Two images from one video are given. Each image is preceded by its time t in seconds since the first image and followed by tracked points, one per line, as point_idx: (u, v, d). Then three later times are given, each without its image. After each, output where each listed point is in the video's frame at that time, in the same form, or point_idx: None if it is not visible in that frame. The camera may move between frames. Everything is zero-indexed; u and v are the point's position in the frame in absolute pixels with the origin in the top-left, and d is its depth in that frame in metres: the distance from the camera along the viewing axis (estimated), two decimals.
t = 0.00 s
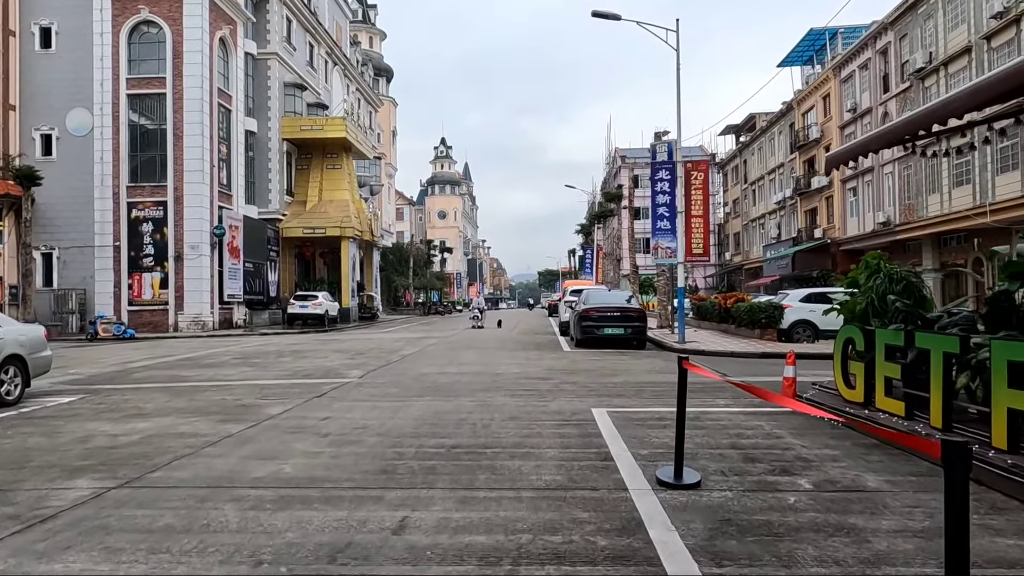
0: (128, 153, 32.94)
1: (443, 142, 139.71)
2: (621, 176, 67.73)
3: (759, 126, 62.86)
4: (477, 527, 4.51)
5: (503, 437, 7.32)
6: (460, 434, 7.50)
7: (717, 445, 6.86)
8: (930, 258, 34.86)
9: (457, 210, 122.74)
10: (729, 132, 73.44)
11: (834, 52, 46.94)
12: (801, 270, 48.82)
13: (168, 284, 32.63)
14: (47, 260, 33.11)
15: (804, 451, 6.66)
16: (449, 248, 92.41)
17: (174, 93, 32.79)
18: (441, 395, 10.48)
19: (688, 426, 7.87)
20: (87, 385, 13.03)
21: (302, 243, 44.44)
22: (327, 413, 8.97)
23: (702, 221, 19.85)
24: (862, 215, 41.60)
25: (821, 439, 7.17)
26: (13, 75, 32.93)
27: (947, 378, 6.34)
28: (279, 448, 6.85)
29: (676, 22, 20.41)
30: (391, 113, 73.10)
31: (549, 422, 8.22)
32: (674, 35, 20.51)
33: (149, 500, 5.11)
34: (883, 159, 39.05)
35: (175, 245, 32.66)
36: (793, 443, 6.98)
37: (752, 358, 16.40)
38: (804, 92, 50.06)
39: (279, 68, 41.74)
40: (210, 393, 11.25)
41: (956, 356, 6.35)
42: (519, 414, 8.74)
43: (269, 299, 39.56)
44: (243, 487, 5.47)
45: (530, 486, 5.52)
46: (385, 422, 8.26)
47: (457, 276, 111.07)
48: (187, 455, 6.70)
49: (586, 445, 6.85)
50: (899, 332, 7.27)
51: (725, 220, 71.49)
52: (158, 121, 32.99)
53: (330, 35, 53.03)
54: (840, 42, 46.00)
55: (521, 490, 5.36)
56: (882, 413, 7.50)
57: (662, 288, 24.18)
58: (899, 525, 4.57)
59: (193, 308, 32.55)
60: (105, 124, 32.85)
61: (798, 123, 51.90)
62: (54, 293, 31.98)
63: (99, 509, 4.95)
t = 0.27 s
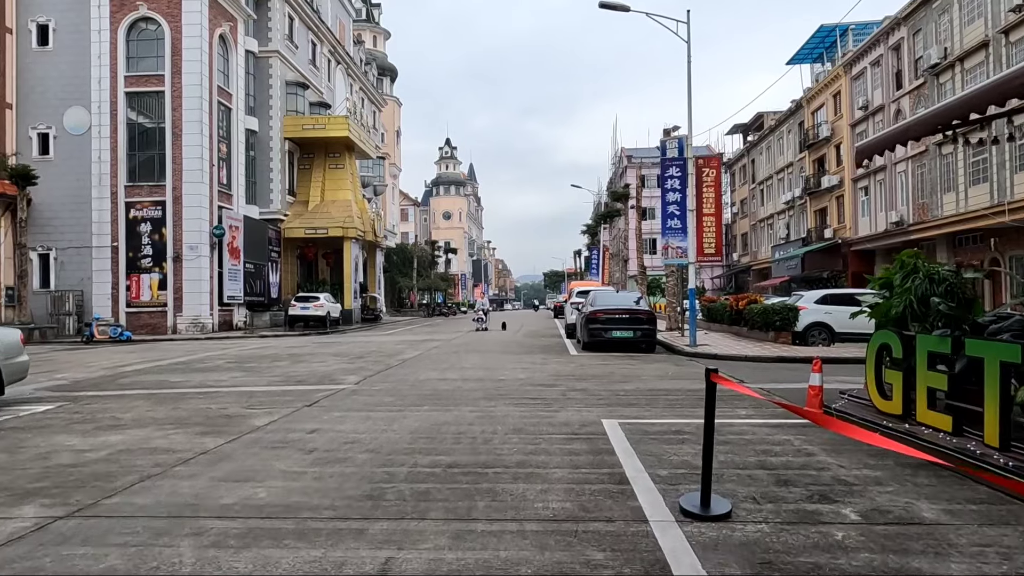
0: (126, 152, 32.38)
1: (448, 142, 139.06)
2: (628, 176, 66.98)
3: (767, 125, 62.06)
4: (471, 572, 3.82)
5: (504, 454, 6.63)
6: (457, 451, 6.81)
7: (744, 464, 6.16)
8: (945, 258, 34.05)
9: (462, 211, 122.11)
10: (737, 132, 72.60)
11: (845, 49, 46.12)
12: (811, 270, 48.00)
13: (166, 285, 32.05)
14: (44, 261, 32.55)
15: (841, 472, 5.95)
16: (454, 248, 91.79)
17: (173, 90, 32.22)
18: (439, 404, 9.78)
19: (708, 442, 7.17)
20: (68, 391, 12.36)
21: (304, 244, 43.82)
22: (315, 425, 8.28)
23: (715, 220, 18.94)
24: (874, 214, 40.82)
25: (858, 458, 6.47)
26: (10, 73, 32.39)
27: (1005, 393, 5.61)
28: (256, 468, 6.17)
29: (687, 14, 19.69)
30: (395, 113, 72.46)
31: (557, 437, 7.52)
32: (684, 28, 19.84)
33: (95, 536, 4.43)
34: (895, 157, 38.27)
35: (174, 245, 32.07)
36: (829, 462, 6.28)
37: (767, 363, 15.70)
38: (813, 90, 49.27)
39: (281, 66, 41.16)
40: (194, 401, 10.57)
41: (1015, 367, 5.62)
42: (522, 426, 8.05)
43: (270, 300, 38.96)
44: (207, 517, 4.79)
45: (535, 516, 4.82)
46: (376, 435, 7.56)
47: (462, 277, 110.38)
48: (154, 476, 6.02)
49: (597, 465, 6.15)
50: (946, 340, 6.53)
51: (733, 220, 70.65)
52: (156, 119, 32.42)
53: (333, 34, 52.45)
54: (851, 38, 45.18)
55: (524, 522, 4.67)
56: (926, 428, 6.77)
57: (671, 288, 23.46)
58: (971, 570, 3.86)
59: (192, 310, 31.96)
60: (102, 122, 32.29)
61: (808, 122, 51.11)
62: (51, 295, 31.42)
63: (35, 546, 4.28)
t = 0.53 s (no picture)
0: (124, 150, 31.82)
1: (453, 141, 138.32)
2: (634, 174, 66.24)
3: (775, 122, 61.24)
4: None
5: (505, 472, 5.97)
6: (453, 469, 6.15)
7: (774, 486, 5.49)
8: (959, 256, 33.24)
9: (467, 210, 121.43)
10: (744, 130, 71.74)
11: (855, 44, 45.32)
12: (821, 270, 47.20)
13: (165, 285, 31.49)
14: (41, 261, 32.00)
15: (886, 495, 5.27)
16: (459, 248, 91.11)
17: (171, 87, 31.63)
18: (437, 412, 9.13)
19: (732, 458, 6.48)
20: (48, 397, 11.76)
21: (306, 244, 43.22)
22: (301, 436, 7.63)
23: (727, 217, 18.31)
24: (885, 212, 40.08)
25: (901, 478, 5.78)
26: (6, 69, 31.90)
27: None
28: (228, 489, 5.51)
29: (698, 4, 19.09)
30: (399, 112, 71.83)
31: (564, 451, 6.85)
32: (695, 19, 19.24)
33: None
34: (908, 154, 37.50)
35: (172, 244, 31.48)
36: (868, 483, 5.60)
37: (783, 366, 15.01)
38: (823, 86, 48.48)
39: (282, 63, 40.57)
40: (178, 408, 9.94)
41: None
42: (525, 439, 7.39)
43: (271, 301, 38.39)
44: (161, 552, 4.15)
45: (541, 552, 4.16)
46: (365, 449, 6.91)
47: (467, 277, 109.66)
48: (111, 498, 5.37)
49: (610, 487, 5.48)
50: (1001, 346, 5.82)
51: (740, 219, 69.81)
52: (154, 116, 31.84)
53: (336, 31, 51.84)
54: (861, 33, 44.39)
55: (527, 561, 4.01)
56: (978, 444, 6.05)
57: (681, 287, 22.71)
58: None
59: (191, 310, 31.38)
60: (100, 119, 31.74)
61: (817, 119, 50.30)
62: (48, 295, 30.88)
63: None
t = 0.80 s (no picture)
0: (122, 148, 31.25)
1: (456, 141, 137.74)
2: (639, 172, 65.53)
3: (783, 119, 60.51)
4: None
5: (509, 493, 5.34)
6: (452, 488, 5.53)
7: (815, 510, 4.86)
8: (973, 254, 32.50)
9: (471, 209, 120.81)
10: (750, 127, 70.96)
11: (865, 39, 44.56)
12: (830, 268, 46.48)
13: (163, 285, 30.91)
14: (37, 260, 31.47)
15: (943, 521, 4.62)
16: (462, 247, 90.55)
17: (169, 84, 31.06)
18: (436, 420, 8.51)
19: (762, 477, 5.84)
20: (29, 402, 11.16)
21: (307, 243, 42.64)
22: (288, 448, 7.00)
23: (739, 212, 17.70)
24: (896, 210, 39.36)
25: (957, 499, 5.13)
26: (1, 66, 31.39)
27: None
28: (198, 514, 4.90)
29: None
30: (402, 110, 71.22)
31: (575, 466, 6.21)
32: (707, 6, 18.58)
33: None
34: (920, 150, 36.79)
35: (171, 243, 30.89)
36: (921, 505, 4.96)
37: (799, 368, 14.35)
38: (831, 82, 47.75)
39: (283, 60, 39.99)
40: (162, 415, 9.34)
41: None
42: (531, 451, 6.75)
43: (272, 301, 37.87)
44: None
45: None
46: (355, 464, 6.28)
47: (471, 276, 109.05)
48: (67, 523, 4.77)
49: (629, 515, 4.84)
50: None
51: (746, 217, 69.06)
52: (152, 113, 31.25)
53: (338, 27, 51.26)
54: (871, 27, 43.63)
55: None
56: None
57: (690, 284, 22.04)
58: None
59: (189, 310, 30.80)
60: (97, 117, 31.19)
61: (826, 115, 49.55)
62: (44, 295, 30.35)
63: None
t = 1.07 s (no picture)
0: (122, 147, 30.78)
1: (462, 141, 137.24)
2: (647, 171, 64.86)
3: (792, 117, 59.76)
4: None
5: (520, 519, 4.74)
6: (455, 512, 4.94)
7: (872, 540, 4.23)
8: (990, 252, 31.75)
9: (477, 210, 120.28)
10: (759, 125, 70.20)
11: (877, 34, 43.81)
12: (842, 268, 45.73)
13: (164, 286, 30.43)
14: (37, 262, 31.03)
15: None
16: (468, 248, 89.93)
17: (169, 81, 30.57)
18: (440, 430, 7.90)
19: (803, 497, 5.21)
20: (12, 410, 10.60)
21: (311, 243, 42.13)
22: (278, 464, 6.40)
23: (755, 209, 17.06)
24: (909, 207, 38.64)
25: None
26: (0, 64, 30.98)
27: None
28: (168, 544, 4.31)
29: None
30: (407, 110, 70.73)
31: (592, 485, 5.60)
32: None
33: None
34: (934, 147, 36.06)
35: (171, 244, 30.39)
36: (991, 532, 4.35)
37: (821, 371, 13.70)
38: (842, 79, 47.03)
39: (286, 58, 39.50)
40: (148, 424, 8.75)
41: None
42: (543, 467, 6.14)
43: (275, 302, 37.37)
44: None
45: None
46: (348, 482, 5.69)
47: (477, 277, 108.50)
48: (16, 555, 4.18)
49: (659, 545, 4.24)
50: None
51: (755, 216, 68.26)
52: (153, 111, 30.77)
53: (342, 26, 50.78)
54: (883, 23, 42.90)
55: None
56: None
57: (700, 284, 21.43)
58: None
59: (191, 312, 30.28)
60: (97, 116, 30.73)
61: (836, 112, 48.82)
62: (44, 297, 29.90)
63: None
